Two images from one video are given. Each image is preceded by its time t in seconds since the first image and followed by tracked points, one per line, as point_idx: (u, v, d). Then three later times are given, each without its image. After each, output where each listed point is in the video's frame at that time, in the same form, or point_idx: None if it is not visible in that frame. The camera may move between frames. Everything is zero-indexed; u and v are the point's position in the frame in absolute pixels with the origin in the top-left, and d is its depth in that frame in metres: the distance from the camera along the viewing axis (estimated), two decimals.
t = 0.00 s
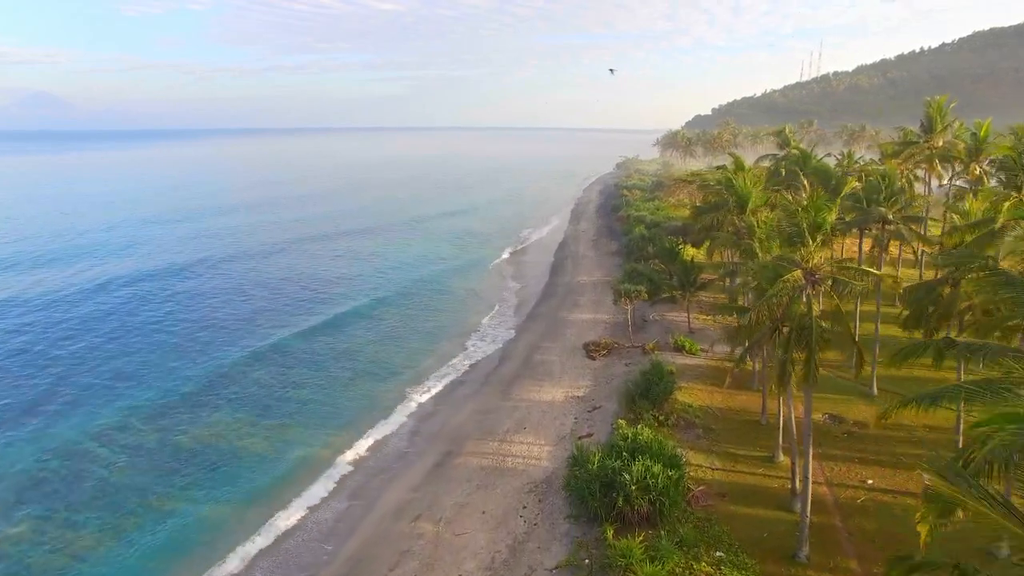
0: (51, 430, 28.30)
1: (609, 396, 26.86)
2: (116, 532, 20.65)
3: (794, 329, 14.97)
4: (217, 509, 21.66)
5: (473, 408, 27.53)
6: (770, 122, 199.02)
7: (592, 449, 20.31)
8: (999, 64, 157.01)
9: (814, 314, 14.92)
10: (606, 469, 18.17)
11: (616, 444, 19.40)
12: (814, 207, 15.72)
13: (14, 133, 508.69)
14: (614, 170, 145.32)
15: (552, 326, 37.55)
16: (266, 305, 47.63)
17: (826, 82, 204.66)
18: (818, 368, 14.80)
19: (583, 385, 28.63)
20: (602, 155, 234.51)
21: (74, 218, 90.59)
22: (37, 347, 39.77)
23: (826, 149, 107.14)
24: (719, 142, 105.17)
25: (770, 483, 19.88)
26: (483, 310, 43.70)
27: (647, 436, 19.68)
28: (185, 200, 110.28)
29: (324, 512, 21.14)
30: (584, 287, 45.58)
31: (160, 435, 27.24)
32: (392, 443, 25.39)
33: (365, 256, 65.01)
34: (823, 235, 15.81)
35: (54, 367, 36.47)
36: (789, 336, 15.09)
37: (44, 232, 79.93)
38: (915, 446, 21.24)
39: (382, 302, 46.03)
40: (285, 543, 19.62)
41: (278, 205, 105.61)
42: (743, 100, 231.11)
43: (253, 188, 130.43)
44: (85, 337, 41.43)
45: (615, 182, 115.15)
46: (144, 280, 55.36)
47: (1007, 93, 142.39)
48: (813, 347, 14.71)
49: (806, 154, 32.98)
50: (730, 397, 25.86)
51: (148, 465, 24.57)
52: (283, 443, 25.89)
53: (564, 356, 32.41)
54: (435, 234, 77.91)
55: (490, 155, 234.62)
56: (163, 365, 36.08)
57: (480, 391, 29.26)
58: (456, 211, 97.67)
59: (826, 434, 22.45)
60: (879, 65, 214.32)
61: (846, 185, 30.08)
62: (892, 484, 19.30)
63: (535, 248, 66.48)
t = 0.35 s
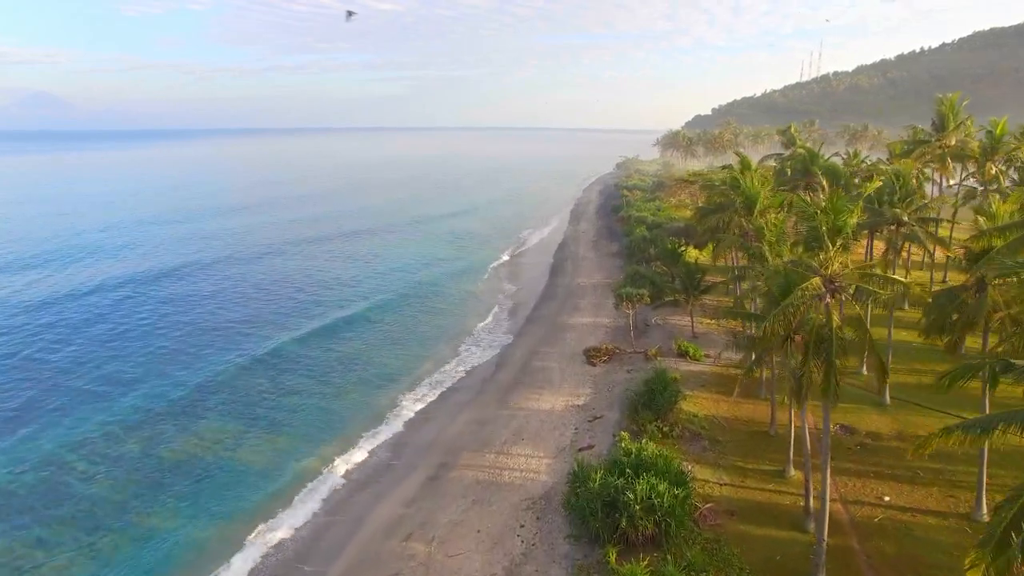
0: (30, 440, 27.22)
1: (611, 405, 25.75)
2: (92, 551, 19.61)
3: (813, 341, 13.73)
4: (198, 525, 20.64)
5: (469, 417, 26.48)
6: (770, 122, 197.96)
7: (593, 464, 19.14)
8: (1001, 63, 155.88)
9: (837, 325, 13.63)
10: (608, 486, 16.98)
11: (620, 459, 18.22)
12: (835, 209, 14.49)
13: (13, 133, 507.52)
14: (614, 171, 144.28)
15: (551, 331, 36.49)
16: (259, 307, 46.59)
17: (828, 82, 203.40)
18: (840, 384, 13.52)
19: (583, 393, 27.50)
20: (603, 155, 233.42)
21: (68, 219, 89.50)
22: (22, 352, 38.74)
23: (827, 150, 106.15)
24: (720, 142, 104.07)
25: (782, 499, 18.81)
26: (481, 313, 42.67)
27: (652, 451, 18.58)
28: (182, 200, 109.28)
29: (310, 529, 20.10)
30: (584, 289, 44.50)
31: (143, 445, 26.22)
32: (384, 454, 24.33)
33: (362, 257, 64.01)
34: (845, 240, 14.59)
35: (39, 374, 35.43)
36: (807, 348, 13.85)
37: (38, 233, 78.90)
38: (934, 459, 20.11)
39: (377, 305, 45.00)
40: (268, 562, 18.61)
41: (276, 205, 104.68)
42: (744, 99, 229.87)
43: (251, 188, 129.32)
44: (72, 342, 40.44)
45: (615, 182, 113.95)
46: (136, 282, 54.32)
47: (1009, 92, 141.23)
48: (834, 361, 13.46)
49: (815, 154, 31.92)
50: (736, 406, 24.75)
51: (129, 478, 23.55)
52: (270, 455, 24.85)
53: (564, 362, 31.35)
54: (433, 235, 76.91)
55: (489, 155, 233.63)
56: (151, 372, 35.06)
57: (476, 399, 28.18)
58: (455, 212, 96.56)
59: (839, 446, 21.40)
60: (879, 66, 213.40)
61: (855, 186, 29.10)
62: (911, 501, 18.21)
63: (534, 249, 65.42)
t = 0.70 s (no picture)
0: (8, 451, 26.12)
1: (612, 414, 24.73)
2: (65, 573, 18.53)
3: (835, 356, 12.66)
4: (175, 545, 19.56)
5: (464, 426, 25.41)
6: (770, 121, 197.06)
7: (594, 482, 18.09)
8: (1002, 62, 154.96)
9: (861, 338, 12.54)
10: (610, 507, 15.84)
11: (623, 476, 17.17)
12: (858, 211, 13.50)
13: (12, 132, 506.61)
14: (614, 171, 143.39)
15: (551, 335, 35.48)
16: (253, 310, 45.57)
17: (829, 82, 202.51)
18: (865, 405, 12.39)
19: (584, 402, 26.45)
20: (603, 155, 232.80)
21: (62, 219, 88.36)
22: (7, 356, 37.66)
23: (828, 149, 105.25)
24: (720, 141, 103.17)
25: (794, 518, 17.73)
26: (478, 316, 41.65)
27: (657, 467, 17.49)
28: (178, 200, 108.18)
29: (295, 550, 19.06)
30: (584, 292, 43.44)
31: (123, 456, 25.13)
32: (374, 467, 23.23)
33: (359, 259, 63.02)
34: (868, 245, 13.58)
35: (21, 380, 34.33)
36: (828, 362, 12.78)
37: (30, 233, 77.72)
38: (953, 475, 19.09)
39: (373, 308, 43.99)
40: None
41: (273, 205, 103.63)
42: (745, 99, 228.85)
43: (248, 188, 128.25)
44: (59, 347, 39.35)
45: (615, 182, 112.95)
46: (128, 284, 53.20)
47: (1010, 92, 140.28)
48: (858, 378, 12.32)
49: (823, 154, 30.99)
50: (744, 416, 23.72)
51: (106, 492, 22.46)
52: (255, 468, 23.77)
53: (563, 368, 30.32)
54: (431, 236, 75.96)
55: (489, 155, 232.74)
56: (137, 378, 33.95)
57: (472, 408, 27.13)
58: (453, 212, 95.58)
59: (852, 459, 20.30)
60: (879, 65, 212.59)
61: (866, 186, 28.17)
62: (933, 521, 17.12)
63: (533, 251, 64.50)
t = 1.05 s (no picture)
0: None
1: (614, 426, 23.60)
2: None
3: (864, 374, 11.52)
4: (151, 567, 18.43)
5: (459, 438, 24.30)
6: (771, 121, 196.25)
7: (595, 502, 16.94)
8: (1005, 62, 153.99)
9: (892, 355, 11.45)
10: (614, 533, 14.70)
11: (627, 497, 16.06)
12: (888, 212, 12.30)
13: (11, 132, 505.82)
14: (614, 171, 142.55)
15: (550, 340, 34.40)
16: (246, 314, 44.55)
17: (831, 82, 201.53)
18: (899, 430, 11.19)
19: (584, 412, 25.31)
20: (603, 155, 232.03)
21: (59, 218, 87.29)
22: None
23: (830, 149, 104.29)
24: (721, 141, 102.21)
25: (809, 541, 16.58)
26: (476, 319, 40.57)
27: (663, 487, 16.41)
28: (176, 200, 107.27)
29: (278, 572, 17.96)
30: (585, 295, 42.38)
31: (103, 468, 23.99)
32: (365, 482, 22.11)
33: (356, 261, 62.06)
34: (899, 251, 12.38)
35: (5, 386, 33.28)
36: (855, 379, 11.65)
37: (25, 233, 76.73)
38: (977, 493, 17.95)
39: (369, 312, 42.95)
40: None
41: (272, 205, 102.75)
42: (747, 99, 227.86)
43: (246, 188, 127.41)
44: (45, 351, 38.23)
45: (616, 182, 111.81)
46: (120, 286, 52.16)
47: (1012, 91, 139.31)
48: (893, 400, 11.08)
49: (832, 154, 29.98)
50: (753, 428, 22.57)
51: (84, 507, 21.41)
52: (239, 483, 22.63)
53: (563, 376, 29.22)
54: (430, 236, 74.97)
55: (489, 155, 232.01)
56: (124, 385, 32.86)
57: (468, 418, 26.02)
58: (453, 212, 94.61)
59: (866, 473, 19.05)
60: (881, 65, 211.77)
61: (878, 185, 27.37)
62: (959, 545, 15.97)
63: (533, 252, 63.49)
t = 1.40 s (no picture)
0: None
1: (617, 438, 22.50)
2: None
3: (896, 395, 10.49)
4: None
5: (454, 451, 23.20)
6: (772, 121, 195.20)
7: (598, 525, 15.85)
8: (1008, 60, 152.71)
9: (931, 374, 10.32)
10: (618, 562, 13.60)
11: (632, 521, 14.98)
12: (926, 217, 11.15)
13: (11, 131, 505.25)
14: (615, 171, 141.43)
15: (550, 345, 33.33)
16: (238, 317, 43.49)
17: (832, 81, 200.52)
18: (940, 459, 10.20)
19: (585, 423, 24.22)
20: (603, 155, 231.04)
21: (52, 218, 86.07)
22: None
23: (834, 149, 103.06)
24: (723, 141, 101.05)
25: (827, 568, 15.47)
26: (474, 323, 39.49)
27: (670, 511, 15.29)
28: (173, 200, 106.28)
29: None
30: (586, 298, 41.28)
31: (80, 483, 22.85)
32: (355, 498, 21.02)
33: (353, 263, 60.98)
34: (940, 259, 11.25)
35: None
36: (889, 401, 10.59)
37: (18, 233, 75.64)
38: (1006, 515, 16.79)
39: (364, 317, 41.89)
40: None
41: (270, 205, 101.75)
42: (748, 98, 226.85)
43: (244, 188, 126.44)
44: (30, 357, 37.09)
45: (616, 183, 110.68)
46: (112, 289, 51.04)
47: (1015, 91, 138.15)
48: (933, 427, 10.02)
49: (842, 155, 28.96)
50: (763, 441, 21.44)
51: (58, 526, 20.30)
52: (221, 499, 21.48)
53: (563, 384, 28.11)
54: (428, 237, 73.91)
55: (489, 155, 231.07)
56: (110, 392, 31.77)
57: (464, 429, 24.91)
58: (452, 212, 93.51)
59: (884, 491, 17.83)
60: (882, 65, 210.77)
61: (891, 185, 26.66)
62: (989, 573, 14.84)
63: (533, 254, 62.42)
